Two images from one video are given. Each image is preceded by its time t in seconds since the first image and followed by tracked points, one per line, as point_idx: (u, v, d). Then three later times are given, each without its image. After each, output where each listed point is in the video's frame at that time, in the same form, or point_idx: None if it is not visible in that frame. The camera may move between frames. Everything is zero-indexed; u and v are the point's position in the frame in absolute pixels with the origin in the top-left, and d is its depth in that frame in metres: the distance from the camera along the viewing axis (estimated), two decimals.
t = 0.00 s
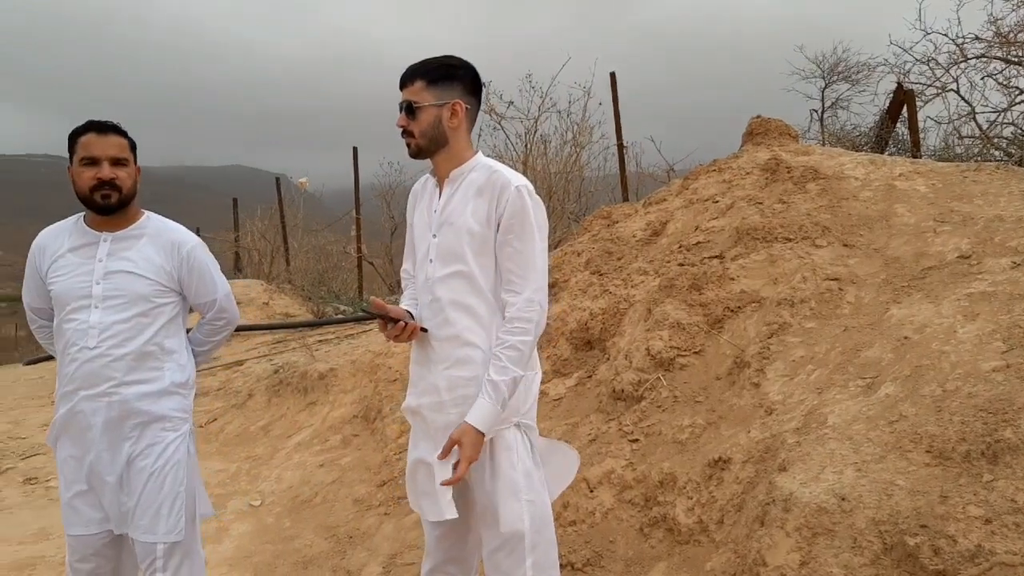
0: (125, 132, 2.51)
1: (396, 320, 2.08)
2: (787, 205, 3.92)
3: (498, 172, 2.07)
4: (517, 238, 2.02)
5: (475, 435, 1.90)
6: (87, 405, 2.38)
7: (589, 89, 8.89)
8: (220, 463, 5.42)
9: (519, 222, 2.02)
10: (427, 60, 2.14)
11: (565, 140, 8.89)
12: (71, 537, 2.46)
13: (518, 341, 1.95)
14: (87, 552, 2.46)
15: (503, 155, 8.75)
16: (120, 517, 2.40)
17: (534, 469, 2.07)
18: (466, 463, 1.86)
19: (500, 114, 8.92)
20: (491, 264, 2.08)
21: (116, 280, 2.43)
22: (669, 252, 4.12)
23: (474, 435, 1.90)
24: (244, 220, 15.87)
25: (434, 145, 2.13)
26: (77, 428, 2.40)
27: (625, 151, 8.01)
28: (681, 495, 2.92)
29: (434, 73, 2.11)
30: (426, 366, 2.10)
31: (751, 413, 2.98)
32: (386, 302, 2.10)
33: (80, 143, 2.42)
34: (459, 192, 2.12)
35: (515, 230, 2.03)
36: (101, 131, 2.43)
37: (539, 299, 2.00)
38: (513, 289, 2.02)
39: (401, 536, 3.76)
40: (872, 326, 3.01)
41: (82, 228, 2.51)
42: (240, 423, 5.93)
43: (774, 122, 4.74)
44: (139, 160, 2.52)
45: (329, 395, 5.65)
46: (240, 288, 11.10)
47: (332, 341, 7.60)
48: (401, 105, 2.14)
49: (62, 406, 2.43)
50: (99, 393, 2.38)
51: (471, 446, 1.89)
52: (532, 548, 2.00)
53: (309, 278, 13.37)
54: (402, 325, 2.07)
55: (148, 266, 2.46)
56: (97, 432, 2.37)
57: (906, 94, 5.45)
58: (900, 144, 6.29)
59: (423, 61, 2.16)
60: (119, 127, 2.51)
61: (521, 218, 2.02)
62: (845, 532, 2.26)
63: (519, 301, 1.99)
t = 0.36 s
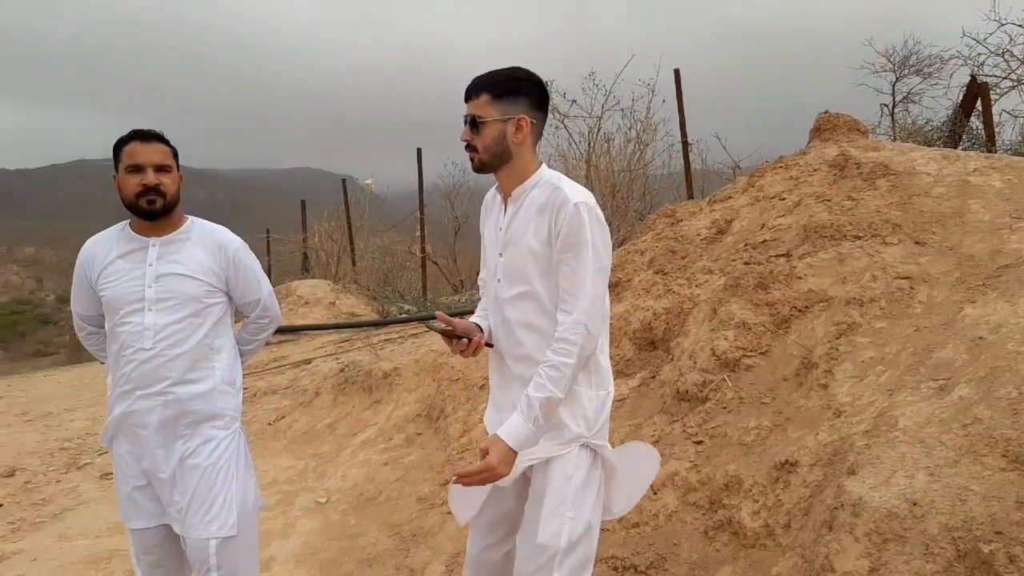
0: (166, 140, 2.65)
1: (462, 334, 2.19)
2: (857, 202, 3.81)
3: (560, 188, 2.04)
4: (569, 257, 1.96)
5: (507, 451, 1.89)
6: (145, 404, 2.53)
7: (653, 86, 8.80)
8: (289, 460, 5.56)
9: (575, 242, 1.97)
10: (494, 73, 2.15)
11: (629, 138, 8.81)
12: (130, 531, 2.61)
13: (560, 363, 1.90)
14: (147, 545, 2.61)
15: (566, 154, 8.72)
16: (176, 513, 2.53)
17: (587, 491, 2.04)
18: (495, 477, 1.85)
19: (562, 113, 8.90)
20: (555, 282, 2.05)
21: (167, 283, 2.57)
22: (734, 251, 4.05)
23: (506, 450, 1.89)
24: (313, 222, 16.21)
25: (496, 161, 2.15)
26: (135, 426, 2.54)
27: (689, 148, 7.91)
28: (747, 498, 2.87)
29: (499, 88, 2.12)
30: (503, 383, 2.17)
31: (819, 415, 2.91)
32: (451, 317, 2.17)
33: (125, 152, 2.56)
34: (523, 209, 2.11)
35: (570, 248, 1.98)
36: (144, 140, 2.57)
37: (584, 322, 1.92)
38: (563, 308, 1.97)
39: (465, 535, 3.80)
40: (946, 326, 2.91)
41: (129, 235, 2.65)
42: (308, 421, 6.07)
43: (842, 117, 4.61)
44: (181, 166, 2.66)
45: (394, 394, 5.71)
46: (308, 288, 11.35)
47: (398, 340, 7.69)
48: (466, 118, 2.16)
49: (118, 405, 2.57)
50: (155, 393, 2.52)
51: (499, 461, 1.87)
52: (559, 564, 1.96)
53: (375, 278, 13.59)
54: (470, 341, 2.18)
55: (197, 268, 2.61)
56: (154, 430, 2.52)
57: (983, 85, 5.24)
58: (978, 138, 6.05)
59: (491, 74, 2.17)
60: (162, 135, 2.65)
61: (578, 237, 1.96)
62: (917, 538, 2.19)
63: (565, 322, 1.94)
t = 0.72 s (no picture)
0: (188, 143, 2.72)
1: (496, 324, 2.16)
2: (895, 198, 3.73)
3: (596, 168, 2.03)
4: (620, 234, 1.94)
5: (626, 449, 1.91)
6: (170, 402, 2.58)
7: (689, 82, 8.71)
8: (324, 459, 5.61)
9: (620, 217, 1.95)
10: (531, 53, 2.15)
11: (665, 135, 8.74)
12: (157, 532, 2.65)
13: (640, 343, 1.90)
14: (174, 546, 2.65)
15: (601, 151, 8.67)
16: (203, 512, 2.58)
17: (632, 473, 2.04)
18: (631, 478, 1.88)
19: (597, 111, 8.85)
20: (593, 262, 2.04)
21: (191, 282, 2.64)
22: (770, 249, 3.99)
23: (628, 452, 1.92)
24: (349, 222, 16.35)
25: (533, 139, 2.12)
26: (161, 425, 2.59)
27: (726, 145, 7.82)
28: (782, 500, 2.83)
29: (537, 66, 2.11)
30: (529, 372, 2.12)
31: (857, 415, 2.86)
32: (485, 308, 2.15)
33: (144, 153, 2.64)
34: (556, 190, 2.11)
35: (616, 226, 1.96)
36: (164, 142, 2.65)
37: (656, 296, 1.91)
38: (624, 286, 1.96)
39: (498, 535, 3.80)
40: (988, 325, 2.83)
41: (150, 236, 2.73)
42: (342, 420, 6.12)
43: (881, 111, 4.53)
44: (199, 169, 2.73)
45: (428, 394, 5.74)
46: (344, 287, 11.45)
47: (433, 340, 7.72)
48: (502, 97, 2.14)
49: (143, 405, 2.62)
50: (181, 391, 2.57)
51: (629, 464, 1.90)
52: (615, 558, 1.98)
53: (410, 277, 13.67)
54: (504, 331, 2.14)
55: (219, 267, 2.68)
56: (180, 428, 2.57)
57: None
58: None
59: (525, 55, 2.16)
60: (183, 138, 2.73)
61: (622, 213, 1.94)
62: (956, 541, 2.13)
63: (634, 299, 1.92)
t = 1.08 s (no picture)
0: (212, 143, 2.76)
1: (512, 318, 2.15)
2: (929, 195, 3.67)
3: (628, 163, 2.03)
4: (659, 230, 1.97)
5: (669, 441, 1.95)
6: (198, 399, 2.62)
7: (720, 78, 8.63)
8: (353, 456, 5.65)
9: (656, 214, 1.97)
10: (553, 50, 2.14)
11: (696, 131, 8.67)
12: (188, 528, 2.69)
13: (686, 337, 1.95)
14: (206, 542, 2.69)
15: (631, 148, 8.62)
16: (233, 509, 2.61)
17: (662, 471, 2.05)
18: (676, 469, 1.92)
19: (627, 107, 8.80)
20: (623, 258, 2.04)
21: (216, 280, 2.68)
22: (801, 246, 3.94)
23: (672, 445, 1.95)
24: (380, 220, 16.46)
25: (558, 136, 2.11)
26: (188, 422, 2.63)
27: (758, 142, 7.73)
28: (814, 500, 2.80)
29: (560, 63, 2.11)
30: (552, 370, 2.10)
31: (889, 414, 2.81)
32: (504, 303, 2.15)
33: (169, 152, 2.70)
34: (586, 185, 2.10)
35: (654, 221, 1.98)
36: (187, 142, 2.69)
37: (700, 292, 1.97)
38: (663, 282, 1.99)
39: (527, 534, 3.80)
40: None
41: (176, 235, 2.78)
42: (372, 417, 6.16)
43: (914, 107, 4.45)
44: (223, 168, 2.77)
45: (457, 391, 5.76)
46: (374, 285, 11.53)
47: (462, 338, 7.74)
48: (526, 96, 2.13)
49: (171, 403, 2.66)
50: (208, 388, 2.61)
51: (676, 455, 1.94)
52: (654, 557, 1.99)
53: (440, 275, 13.73)
54: (522, 326, 2.13)
55: (245, 265, 2.73)
56: (209, 425, 2.61)
57: None
58: None
59: (548, 51, 2.15)
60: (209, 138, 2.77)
61: (659, 209, 1.97)
62: (991, 543, 2.09)
63: (678, 294, 1.96)
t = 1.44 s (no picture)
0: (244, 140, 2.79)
1: (549, 320, 2.07)
2: (968, 189, 3.59)
3: (663, 155, 2.03)
4: (709, 212, 1.99)
5: (727, 405, 2.00)
6: (230, 395, 2.66)
7: (755, 71, 8.51)
8: (385, 452, 5.70)
9: (702, 199, 1.99)
10: (594, 48, 2.09)
11: (730, 125, 8.58)
12: (221, 521, 2.73)
13: (749, 308, 2.00)
14: (239, 536, 2.73)
15: (664, 143, 8.55)
16: (265, 504, 2.65)
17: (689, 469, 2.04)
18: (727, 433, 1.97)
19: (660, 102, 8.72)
20: (664, 246, 2.04)
21: (249, 277, 2.71)
22: (837, 242, 3.88)
23: (726, 408, 2.00)
24: (413, 217, 16.54)
25: (608, 139, 2.09)
26: (221, 418, 2.67)
27: (793, 136, 7.62)
28: (849, 499, 2.76)
29: (609, 64, 2.08)
30: (579, 368, 2.07)
31: (926, 413, 2.75)
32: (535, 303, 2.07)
33: (203, 150, 2.72)
34: (615, 180, 2.08)
35: (701, 206, 2.00)
36: (220, 141, 2.72)
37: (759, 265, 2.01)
38: (723, 259, 2.04)
39: (558, 531, 3.79)
40: None
41: (210, 233, 2.81)
42: (403, 413, 6.20)
43: (953, 100, 4.36)
44: (255, 167, 2.81)
45: (489, 388, 5.79)
46: (406, 281, 11.60)
47: (494, 334, 7.75)
48: (578, 96, 2.04)
49: (205, 398, 2.70)
50: (241, 383, 2.65)
51: (728, 420, 1.99)
52: (679, 554, 1.98)
53: (472, 271, 13.76)
54: (556, 325, 2.07)
55: (277, 262, 2.76)
56: (241, 420, 2.65)
57: None
58: None
59: (590, 48, 2.09)
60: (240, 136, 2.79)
61: (703, 194, 1.99)
62: None
63: (740, 269, 2.01)
